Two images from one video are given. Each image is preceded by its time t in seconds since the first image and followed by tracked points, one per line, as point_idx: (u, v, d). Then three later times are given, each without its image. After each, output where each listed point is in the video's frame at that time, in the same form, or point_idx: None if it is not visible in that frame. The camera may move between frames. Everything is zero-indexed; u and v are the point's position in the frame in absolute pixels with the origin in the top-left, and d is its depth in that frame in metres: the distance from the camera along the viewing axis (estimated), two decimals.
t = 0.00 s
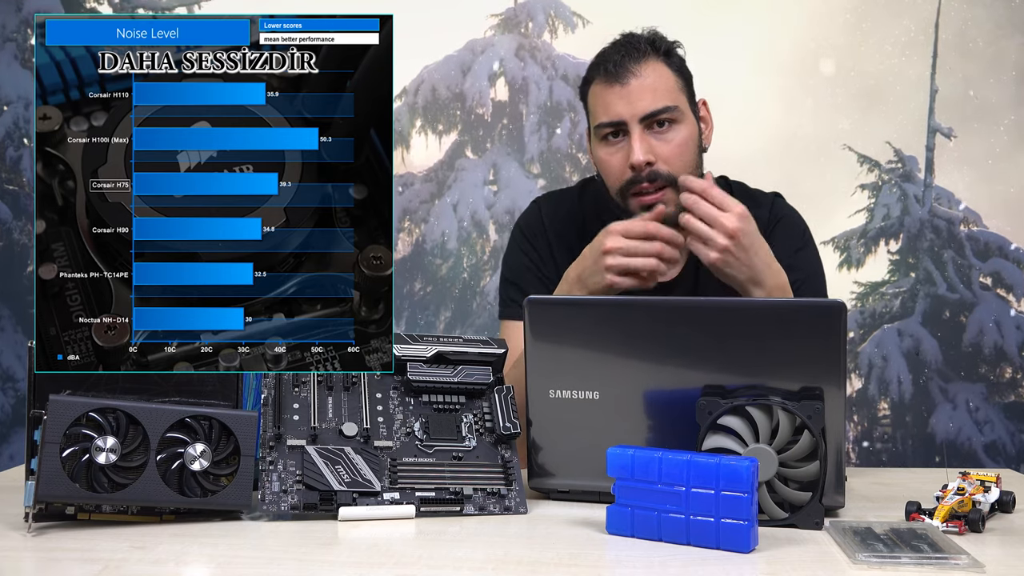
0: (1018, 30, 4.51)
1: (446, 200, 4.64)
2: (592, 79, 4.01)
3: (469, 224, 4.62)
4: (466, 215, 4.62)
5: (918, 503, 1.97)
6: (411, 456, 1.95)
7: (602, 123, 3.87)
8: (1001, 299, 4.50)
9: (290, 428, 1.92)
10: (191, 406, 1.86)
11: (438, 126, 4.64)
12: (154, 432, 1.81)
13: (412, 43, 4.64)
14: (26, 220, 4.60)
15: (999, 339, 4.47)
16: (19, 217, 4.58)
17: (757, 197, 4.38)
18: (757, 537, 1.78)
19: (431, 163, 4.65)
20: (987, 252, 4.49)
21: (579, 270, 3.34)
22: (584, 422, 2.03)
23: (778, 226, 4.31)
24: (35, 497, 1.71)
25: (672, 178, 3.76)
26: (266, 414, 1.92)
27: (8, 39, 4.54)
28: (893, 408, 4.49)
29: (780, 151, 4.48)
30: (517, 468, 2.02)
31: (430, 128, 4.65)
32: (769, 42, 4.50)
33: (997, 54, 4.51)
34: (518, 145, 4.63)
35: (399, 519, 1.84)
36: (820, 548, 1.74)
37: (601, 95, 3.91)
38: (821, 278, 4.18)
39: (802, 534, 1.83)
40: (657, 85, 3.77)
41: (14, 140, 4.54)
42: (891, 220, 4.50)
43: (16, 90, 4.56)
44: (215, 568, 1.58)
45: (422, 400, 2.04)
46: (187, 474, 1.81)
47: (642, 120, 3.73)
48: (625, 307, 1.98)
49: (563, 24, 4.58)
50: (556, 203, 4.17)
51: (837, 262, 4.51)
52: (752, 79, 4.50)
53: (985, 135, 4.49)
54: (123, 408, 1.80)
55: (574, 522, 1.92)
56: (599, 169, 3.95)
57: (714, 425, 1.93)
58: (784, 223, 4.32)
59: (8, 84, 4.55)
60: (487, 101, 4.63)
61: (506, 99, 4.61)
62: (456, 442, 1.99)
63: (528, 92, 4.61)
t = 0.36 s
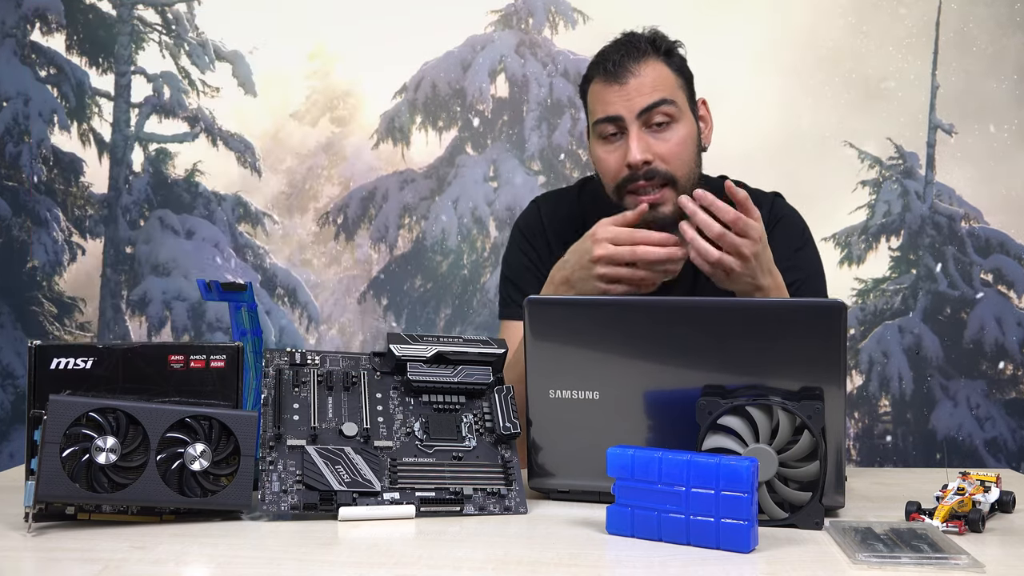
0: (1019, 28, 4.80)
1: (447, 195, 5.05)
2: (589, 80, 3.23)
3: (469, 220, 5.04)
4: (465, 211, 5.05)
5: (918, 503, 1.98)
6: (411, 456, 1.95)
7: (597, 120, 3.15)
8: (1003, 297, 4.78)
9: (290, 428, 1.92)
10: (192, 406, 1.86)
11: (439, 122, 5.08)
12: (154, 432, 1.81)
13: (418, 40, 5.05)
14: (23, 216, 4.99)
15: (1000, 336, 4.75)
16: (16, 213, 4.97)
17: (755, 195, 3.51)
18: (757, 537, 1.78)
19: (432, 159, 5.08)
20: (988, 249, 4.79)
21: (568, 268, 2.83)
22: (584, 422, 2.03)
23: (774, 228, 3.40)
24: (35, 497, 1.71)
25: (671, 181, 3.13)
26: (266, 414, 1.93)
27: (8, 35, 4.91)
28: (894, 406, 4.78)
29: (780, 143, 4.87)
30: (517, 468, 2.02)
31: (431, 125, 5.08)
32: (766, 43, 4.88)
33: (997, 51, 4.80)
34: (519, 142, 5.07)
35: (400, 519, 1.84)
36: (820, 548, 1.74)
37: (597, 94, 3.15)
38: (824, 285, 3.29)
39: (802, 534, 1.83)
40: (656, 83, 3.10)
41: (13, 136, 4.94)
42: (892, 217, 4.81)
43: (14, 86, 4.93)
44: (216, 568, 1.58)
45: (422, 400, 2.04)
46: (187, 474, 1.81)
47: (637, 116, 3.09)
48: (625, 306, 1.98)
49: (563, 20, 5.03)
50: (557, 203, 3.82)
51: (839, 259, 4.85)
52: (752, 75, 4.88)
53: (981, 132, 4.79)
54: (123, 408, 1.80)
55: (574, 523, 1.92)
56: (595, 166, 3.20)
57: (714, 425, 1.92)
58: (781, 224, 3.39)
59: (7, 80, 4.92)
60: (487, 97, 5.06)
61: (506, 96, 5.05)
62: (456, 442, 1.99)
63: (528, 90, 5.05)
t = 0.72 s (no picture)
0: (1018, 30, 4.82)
1: (446, 199, 5.08)
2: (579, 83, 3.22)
3: (469, 223, 5.07)
4: (465, 214, 5.07)
5: (918, 503, 1.98)
6: (411, 456, 1.95)
7: (589, 122, 3.14)
8: (1002, 299, 4.81)
9: (290, 428, 1.92)
10: (192, 406, 1.86)
11: (439, 125, 5.09)
12: (154, 432, 1.81)
13: (416, 41, 5.06)
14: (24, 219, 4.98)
15: (998, 339, 4.78)
16: (18, 216, 4.97)
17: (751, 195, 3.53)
18: (757, 537, 1.78)
19: (432, 162, 5.10)
20: (988, 252, 4.81)
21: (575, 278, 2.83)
22: (583, 422, 2.03)
23: (773, 226, 3.39)
24: (35, 497, 1.71)
25: (663, 181, 3.12)
26: (266, 414, 1.93)
27: (8, 38, 4.91)
28: (893, 408, 4.80)
29: (778, 144, 4.89)
30: (517, 468, 2.02)
31: (431, 128, 5.08)
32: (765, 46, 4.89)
33: (996, 55, 4.82)
34: (519, 146, 5.08)
35: (399, 519, 1.84)
36: (820, 548, 1.74)
37: (588, 96, 3.14)
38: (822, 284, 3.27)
39: (802, 534, 1.83)
40: (647, 84, 3.10)
41: (13, 140, 4.94)
42: (891, 220, 4.84)
43: (15, 90, 4.93)
44: (216, 568, 1.58)
45: (422, 400, 2.04)
46: (187, 474, 1.81)
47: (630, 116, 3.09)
48: (624, 306, 1.98)
49: (563, 23, 5.04)
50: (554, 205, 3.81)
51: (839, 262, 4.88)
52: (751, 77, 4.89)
53: (981, 135, 4.81)
54: (124, 408, 1.80)
55: (574, 523, 1.92)
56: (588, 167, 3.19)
57: (714, 425, 1.93)
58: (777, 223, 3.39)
59: (8, 83, 4.92)
60: (486, 100, 5.08)
61: (506, 99, 5.07)
62: (456, 442, 1.99)
63: (528, 92, 5.07)
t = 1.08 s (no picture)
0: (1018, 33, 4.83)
1: (447, 202, 5.09)
2: (597, 79, 3.13)
3: (469, 227, 5.08)
4: (465, 219, 5.08)
5: (918, 503, 1.97)
6: (411, 456, 1.95)
7: (602, 122, 3.09)
8: (1001, 302, 4.82)
9: (290, 428, 1.93)
10: (191, 407, 1.86)
11: (438, 129, 5.10)
12: (154, 432, 1.81)
13: (416, 44, 5.07)
14: (25, 223, 4.99)
15: (997, 342, 4.80)
16: (19, 220, 4.98)
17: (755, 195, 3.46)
18: (757, 537, 1.78)
19: (431, 166, 5.11)
20: (987, 255, 4.82)
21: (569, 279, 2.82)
22: (583, 422, 2.03)
23: (774, 227, 3.35)
24: (35, 497, 1.71)
25: (668, 191, 3.10)
26: (266, 414, 1.93)
27: (8, 42, 4.91)
28: (891, 411, 4.82)
29: (778, 147, 4.91)
30: (518, 468, 2.02)
31: (430, 132, 5.10)
32: (764, 49, 4.91)
33: (994, 58, 4.83)
34: (519, 150, 5.10)
35: (399, 519, 1.84)
36: (820, 548, 1.74)
37: (604, 96, 3.07)
38: (825, 286, 3.25)
39: (802, 534, 1.83)
40: (665, 92, 3.02)
41: (14, 144, 4.94)
42: (890, 223, 4.86)
43: (15, 94, 4.94)
44: (216, 568, 1.58)
45: (422, 400, 2.04)
46: (187, 474, 1.81)
47: (644, 124, 3.02)
48: (624, 306, 1.98)
49: (563, 27, 5.05)
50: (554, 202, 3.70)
51: (838, 265, 4.90)
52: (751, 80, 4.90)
53: (979, 138, 4.82)
54: (123, 408, 1.80)
55: (574, 523, 1.92)
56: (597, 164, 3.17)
57: (714, 425, 1.93)
58: (782, 224, 3.35)
59: (8, 87, 4.93)
60: (486, 104, 5.09)
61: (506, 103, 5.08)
62: (456, 442, 1.99)
63: (528, 96, 5.08)
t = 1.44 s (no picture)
0: (1016, 37, 4.84)
1: (447, 205, 5.09)
2: (600, 73, 3.12)
3: (469, 230, 5.09)
4: (465, 222, 5.09)
5: (918, 503, 1.97)
6: (411, 456, 1.95)
7: (604, 115, 3.06)
8: (1000, 306, 4.83)
9: (290, 428, 1.93)
10: (191, 407, 1.86)
11: (438, 132, 5.11)
12: (154, 432, 1.81)
13: (416, 48, 5.08)
14: (25, 226, 5.00)
15: (996, 345, 4.81)
16: (19, 223, 4.98)
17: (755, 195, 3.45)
18: (757, 537, 1.78)
19: (431, 169, 5.11)
20: (986, 258, 4.83)
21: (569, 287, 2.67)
22: (583, 422, 2.03)
23: (774, 227, 3.34)
24: (35, 497, 1.71)
25: (669, 186, 3.07)
26: (266, 414, 1.93)
27: (9, 46, 4.92)
28: (890, 414, 4.82)
29: (778, 151, 4.92)
30: (518, 468, 2.02)
31: (430, 135, 5.11)
32: (764, 51, 4.92)
33: (994, 61, 4.84)
34: (519, 152, 5.10)
35: (400, 519, 1.84)
36: (820, 548, 1.74)
37: (607, 88, 3.06)
38: (825, 286, 3.25)
39: (802, 534, 1.83)
40: (668, 85, 3.01)
41: (14, 147, 4.95)
42: (890, 227, 4.86)
43: (16, 97, 4.94)
44: (216, 568, 1.58)
45: (422, 400, 2.04)
46: (187, 474, 1.81)
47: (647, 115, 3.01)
48: (624, 306, 1.98)
49: (562, 30, 5.06)
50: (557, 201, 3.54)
51: (837, 268, 4.91)
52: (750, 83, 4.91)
53: (979, 142, 4.83)
54: (123, 408, 1.80)
55: (574, 523, 1.92)
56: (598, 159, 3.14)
57: (714, 425, 1.93)
58: (782, 224, 3.35)
59: (8, 90, 4.93)
60: (486, 107, 5.10)
61: (505, 106, 5.09)
62: (456, 442, 1.99)
63: (529, 99, 5.09)
